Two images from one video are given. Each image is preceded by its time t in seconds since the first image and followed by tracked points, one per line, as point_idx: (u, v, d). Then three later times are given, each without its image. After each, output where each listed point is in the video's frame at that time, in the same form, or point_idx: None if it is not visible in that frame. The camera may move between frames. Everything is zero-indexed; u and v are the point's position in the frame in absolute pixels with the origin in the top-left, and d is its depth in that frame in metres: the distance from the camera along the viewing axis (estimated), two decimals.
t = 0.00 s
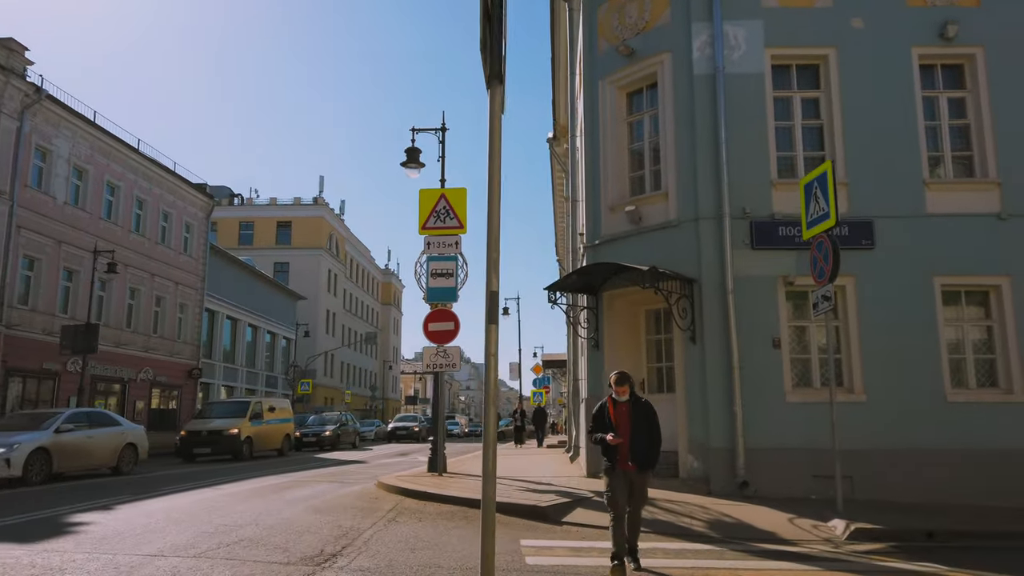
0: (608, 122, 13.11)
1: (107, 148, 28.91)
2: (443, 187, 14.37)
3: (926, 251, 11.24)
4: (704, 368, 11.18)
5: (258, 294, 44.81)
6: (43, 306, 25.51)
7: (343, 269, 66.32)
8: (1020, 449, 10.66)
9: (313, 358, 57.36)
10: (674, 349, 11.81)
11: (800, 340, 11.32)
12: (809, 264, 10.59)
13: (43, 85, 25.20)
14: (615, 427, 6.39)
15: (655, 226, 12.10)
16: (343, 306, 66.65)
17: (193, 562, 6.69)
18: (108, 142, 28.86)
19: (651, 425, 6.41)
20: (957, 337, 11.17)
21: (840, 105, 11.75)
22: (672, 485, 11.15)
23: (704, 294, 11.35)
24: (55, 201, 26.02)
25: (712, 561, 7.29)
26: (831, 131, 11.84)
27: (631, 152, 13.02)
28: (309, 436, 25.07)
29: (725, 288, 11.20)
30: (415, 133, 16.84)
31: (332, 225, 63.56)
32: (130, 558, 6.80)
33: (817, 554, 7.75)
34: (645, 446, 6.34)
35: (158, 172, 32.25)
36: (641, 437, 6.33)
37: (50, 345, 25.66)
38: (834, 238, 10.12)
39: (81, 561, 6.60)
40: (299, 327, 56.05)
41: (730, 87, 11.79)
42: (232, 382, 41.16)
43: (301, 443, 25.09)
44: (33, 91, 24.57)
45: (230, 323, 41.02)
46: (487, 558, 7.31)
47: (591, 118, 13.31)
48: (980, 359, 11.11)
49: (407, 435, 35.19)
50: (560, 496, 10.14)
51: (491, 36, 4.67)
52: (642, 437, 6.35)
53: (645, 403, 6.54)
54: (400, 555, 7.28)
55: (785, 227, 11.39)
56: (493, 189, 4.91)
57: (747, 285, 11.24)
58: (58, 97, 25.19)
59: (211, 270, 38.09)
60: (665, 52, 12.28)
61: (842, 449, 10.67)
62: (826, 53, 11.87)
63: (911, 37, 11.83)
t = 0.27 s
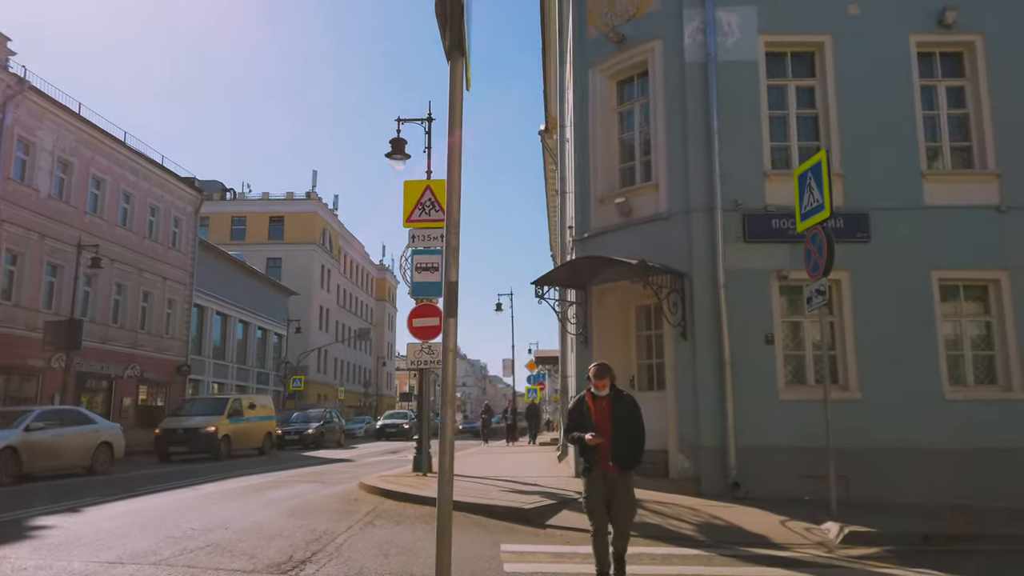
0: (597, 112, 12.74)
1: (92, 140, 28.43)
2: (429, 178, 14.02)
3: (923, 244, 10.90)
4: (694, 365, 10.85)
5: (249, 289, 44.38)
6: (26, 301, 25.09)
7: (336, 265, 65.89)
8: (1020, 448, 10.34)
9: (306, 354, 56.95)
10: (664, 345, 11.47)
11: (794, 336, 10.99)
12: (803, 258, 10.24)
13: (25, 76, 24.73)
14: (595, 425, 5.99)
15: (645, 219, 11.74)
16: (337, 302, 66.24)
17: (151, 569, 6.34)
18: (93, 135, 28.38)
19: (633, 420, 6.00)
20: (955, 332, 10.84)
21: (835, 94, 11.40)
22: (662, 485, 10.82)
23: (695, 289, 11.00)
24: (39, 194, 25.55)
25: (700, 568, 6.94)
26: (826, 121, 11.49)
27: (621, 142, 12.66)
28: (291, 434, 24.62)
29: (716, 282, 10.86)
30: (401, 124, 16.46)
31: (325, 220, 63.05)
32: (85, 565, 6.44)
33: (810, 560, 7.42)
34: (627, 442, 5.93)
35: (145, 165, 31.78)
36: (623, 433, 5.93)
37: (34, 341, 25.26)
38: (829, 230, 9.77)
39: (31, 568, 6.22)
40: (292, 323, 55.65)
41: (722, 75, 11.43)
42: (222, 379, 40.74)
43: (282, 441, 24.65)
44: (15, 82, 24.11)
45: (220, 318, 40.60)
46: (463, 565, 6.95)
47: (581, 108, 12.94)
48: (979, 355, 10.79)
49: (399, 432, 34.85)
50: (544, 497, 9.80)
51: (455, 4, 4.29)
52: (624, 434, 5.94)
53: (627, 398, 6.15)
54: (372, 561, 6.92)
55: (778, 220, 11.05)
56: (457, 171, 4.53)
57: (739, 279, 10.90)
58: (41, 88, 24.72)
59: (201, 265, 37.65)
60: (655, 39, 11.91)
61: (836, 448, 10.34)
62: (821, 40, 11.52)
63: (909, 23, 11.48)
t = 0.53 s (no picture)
0: (585, 101, 12.47)
1: (79, 133, 28.08)
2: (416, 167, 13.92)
3: (917, 236, 10.66)
4: (683, 359, 10.60)
5: (242, 285, 44.06)
6: (12, 295, 24.77)
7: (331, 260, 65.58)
8: (1015, 443, 10.10)
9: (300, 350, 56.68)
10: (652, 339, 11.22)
11: (784, 330, 10.74)
12: (794, 248, 9.98)
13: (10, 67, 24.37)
14: (573, 422, 5.54)
15: (633, 209, 11.48)
16: (331, 298, 65.91)
17: (109, 570, 6.09)
18: (80, 127, 28.03)
19: (614, 418, 5.55)
20: (949, 326, 10.60)
21: (828, 82, 11.13)
22: (649, 482, 10.57)
23: (684, 281, 10.74)
24: (25, 187, 25.22)
25: (683, 568, 6.67)
26: (818, 109, 11.23)
27: (609, 132, 12.39)
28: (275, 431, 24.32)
29: (705, 275, 10.60)
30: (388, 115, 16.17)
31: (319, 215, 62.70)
32: (41, 565, 6.18)
33: (797, 559, 7.17)
34: (607, 444, 5.49)
35: (133, 158, 31.43)
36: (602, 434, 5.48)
37: (20, 336, 24.95)
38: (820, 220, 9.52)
39: None
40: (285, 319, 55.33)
41: (711, 62, 11.16)
42: (214, 374, 40.45)
43: (265, 437, 24.36)
44: None
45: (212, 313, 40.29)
46: (438, 565, 6.69)
47: (569, 97, 12.67)
48: (974, 349, 10.55)
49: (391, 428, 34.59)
50: (528, 495, 9.55)
51: None
52: (603, 434, 5.49)
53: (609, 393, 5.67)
54: (342, 562, 6.66)
55: (769, 211, 10.79)
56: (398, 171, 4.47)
57: (728, 270, 10.64)
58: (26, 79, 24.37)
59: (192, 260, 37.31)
60: (644, 26, 11.63)
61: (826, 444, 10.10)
62: (814, 27, 11.24)
63: (903, 9, 11.21)
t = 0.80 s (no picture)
0: (572, 91, 12.16)
1: (66, 126, 27.68)
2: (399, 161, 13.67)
3: (912, 229, 10.37)
4: (670, 355, 10.31)
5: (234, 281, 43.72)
6: None
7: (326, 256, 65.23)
8: (1011, 441, 9.82)
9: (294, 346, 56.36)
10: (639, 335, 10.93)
11: (775, 325, 10.46)
12: (784, 241, 9.68)
13: None
14: (545, 419, 4.73)
15: (621, 202, 11.18)
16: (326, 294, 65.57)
17: None
18: (66, 120, 27.62)
19: (593, 415, 4.73)
20: (944, 321, 10.32)
21: (821, 71, 10.83)
22: (636, 482, 10.29)
23: (672, 275, 10.45)
24: (9, 181, 24.83)
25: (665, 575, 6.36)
26: (811, 99, 10.92)
27: (597, 123, 12.08)
28: (256, 429, 24.01)
29: (694, 269, 10.31)
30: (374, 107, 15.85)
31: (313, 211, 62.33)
32: None
33: (785, 564, 6.88)
34: (584, 444, 4.67)
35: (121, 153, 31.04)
36: (578, 433, 4.66)
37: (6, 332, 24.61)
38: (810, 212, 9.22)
39: None
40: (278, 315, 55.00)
41: (700, 51, 10.86)
42: (205, 371, 40.13)
43: (247, 435, 24.04)
44: None
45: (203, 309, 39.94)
46: (409, 571, 6.38)
47: (555, 87, 12.36)
48: (969, 345, 10.27)
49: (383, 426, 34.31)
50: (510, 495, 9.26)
51: None
52: (580, 433, 4.68)
53: (589, 386, 4.84)
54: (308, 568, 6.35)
55: (759, 203, 10.49)
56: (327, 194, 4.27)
57: (718, 264, 10.35)
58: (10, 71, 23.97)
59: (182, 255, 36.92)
60: (632, 13, 11.32)
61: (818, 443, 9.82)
62: (806, 15, 10.93)
63: None
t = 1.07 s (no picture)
0: (562, 78, 11.86)
1: (54, 118, 27.31)
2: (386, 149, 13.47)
3: (909, 218, 10.08)
4: (661, 348, 10.03)
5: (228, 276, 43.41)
6: None
7: (322, 251, 64.87)
8: (1011, 437, 9.54)
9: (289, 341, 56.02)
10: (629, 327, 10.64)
11: (768, 317, 10.18)
12: (778, 230, 9.38)
13: None
14: (506, 417, 4.06)
15: (610, 190, 10.89)
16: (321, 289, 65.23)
17: None
18: (54, 112, 27.25)
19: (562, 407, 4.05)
20: (942, 312, 10.04)
21: (817, 56, 10.52)
22: (626, 478, 10.00)
23: (663, 266, 10.16)
24: None
25: (650, 575, 6.05)
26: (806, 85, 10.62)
27: (587, 110, 11.77)
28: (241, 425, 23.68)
29: (685, 259, 10.01)
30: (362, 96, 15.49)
31: (309, 206, 61.93)
32: None
33: (777, 563, 6.59)
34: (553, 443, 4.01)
35: (111, 145, 30.68)
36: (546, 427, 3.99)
37: None
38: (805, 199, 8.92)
39: None
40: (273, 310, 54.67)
41: (693, 35, 10.55)
42: (198, 366, 39.80)
43: (231, 431, 23.72)
44: None
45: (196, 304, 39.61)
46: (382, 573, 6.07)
47: (545, 73, 12.05)
48: (968, 338, 10.00)
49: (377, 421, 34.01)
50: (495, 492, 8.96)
51: None
52: (548, 430, 4.01)
53: (557, 374, 4.18)
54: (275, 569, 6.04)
55: (752, 191, 10.19)
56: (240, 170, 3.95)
57: (709, 254, 10.06)
58: None
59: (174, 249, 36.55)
60: None
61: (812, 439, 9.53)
62: None
63: None
